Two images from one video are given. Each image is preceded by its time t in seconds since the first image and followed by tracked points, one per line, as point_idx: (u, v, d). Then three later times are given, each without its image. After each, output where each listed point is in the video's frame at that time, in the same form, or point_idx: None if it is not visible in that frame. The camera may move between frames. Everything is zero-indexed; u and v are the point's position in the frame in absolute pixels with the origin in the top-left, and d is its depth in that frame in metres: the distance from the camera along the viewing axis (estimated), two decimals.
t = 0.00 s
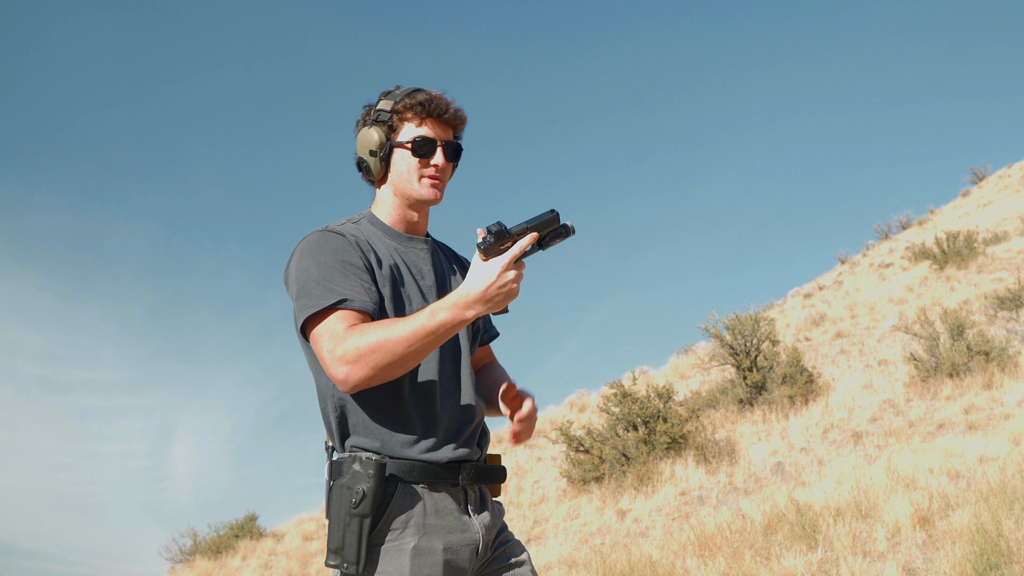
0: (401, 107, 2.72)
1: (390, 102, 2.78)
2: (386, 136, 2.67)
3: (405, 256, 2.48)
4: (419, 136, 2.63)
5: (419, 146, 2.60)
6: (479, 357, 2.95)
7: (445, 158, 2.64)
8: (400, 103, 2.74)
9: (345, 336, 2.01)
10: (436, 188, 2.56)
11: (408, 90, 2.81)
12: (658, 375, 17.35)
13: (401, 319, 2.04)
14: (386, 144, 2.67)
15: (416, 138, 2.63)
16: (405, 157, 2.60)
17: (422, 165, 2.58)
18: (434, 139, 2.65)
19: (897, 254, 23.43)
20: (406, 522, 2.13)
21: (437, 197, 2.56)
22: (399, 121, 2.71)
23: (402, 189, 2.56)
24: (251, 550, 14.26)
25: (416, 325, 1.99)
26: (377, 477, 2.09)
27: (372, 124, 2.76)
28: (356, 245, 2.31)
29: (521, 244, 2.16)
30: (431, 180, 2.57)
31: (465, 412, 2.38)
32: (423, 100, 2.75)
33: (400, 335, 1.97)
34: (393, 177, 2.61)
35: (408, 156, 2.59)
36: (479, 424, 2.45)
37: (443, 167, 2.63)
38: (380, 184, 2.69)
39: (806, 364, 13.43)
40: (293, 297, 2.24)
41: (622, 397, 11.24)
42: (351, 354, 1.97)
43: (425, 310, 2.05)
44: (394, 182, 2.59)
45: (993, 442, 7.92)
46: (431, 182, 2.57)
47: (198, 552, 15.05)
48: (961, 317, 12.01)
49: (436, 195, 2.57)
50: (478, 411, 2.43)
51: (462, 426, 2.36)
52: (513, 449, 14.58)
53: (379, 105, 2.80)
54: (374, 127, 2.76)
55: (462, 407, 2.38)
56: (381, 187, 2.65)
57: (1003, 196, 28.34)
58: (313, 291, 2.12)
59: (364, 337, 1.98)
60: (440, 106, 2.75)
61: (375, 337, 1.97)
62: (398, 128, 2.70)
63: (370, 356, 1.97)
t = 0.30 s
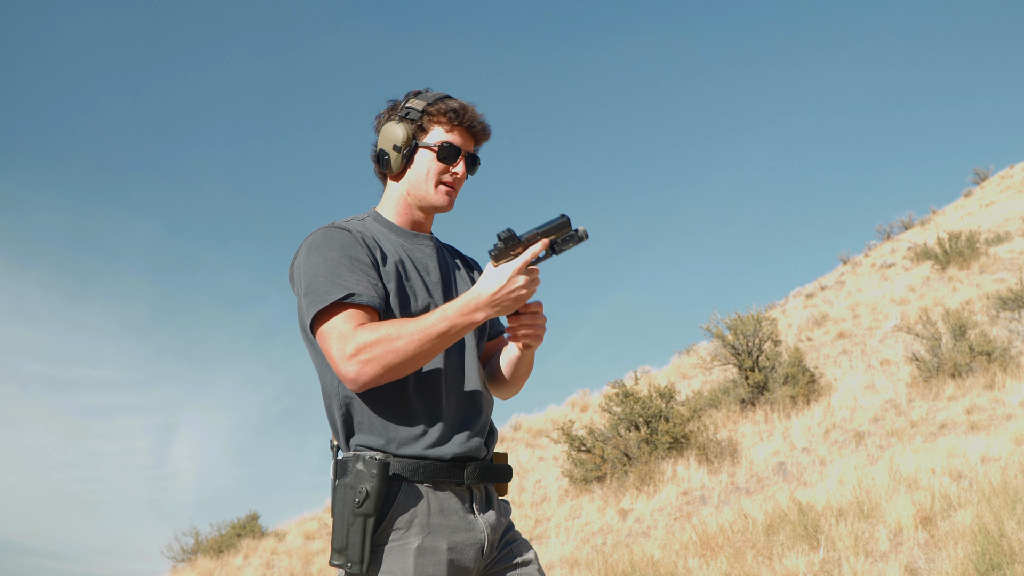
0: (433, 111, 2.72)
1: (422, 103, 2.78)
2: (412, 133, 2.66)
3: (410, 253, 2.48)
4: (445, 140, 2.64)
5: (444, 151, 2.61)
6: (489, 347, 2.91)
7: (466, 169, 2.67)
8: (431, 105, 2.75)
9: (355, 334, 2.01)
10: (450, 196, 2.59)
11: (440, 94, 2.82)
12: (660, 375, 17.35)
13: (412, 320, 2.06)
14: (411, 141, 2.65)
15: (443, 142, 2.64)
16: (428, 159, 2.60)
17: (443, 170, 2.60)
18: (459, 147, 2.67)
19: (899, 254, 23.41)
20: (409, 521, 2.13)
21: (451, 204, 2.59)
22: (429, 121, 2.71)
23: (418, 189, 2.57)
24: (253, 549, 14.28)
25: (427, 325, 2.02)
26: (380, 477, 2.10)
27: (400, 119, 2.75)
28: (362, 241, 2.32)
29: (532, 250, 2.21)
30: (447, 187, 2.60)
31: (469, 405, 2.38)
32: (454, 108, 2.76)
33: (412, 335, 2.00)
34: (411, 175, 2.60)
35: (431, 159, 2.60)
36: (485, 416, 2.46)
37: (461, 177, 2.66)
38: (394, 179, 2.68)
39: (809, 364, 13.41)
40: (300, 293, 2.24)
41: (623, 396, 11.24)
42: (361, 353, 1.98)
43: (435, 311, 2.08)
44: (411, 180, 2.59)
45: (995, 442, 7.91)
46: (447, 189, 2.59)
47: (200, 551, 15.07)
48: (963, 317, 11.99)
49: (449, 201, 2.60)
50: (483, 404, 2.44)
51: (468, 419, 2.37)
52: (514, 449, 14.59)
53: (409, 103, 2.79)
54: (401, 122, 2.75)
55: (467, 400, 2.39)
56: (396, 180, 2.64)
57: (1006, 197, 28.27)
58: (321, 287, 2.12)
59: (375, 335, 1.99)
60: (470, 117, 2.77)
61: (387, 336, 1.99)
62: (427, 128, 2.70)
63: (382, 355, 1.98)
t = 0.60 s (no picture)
0: (466, 128, 2.63)
1: (457, 113, 2.67)
2: (437, 141, 2.59)
3: (418, 248, 2.48)
4: (466, 160, 2.61)
5: (462, 173, 2.60)
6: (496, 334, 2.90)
7: (474, 192, 2.68)
8: (463, 120, 2.65)
9: (379, 344, 2.01)
10: (453, 215, 2.63)
11: (474, 107, 2.72)
12: (663, 372, 17.34)
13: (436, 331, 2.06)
14: (435, 150, 2.57)
15: (464, 163, 2.60)
16: (445, 175, 2.58)
17: (454, 189, 2.61)
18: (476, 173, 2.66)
19: (903, 251, 23.35)
20: (417, 518, 2.13)
21: (452, 220, 2.63)
22: (458, 137, 2.62)
23: (427, 199, 2.58)
24: (257, 546, 14.33)
25: (450, 339, 2.03)
26: (388, 474, 2.10)
27: (429, 123, 2.64)
28: (371, 240, 2.31)
29: (558, 270, 2.19)
30: (453, 207, 2.63)
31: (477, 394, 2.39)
32: (486, 130, 2.69)
33: (436, 349, 2.00)
34: (423, 184, 2.58)
35: (447, 178, 2.59)
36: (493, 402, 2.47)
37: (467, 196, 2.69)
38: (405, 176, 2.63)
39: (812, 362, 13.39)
40: (312, 294, 2.24)
41: (627, 394, 11.24)
42: (385, 364, 1.98)
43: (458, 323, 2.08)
44: (422, 189, 2.58)
45: (999, 440, 7.89)
46: (452, 208, 2.63)
47: (204, 547, 15.12)
48: (968, 315, 11.96)
49: (450, 214, 2.63)
50: (491, 393, 2.45)
51: (477, 408, 2.37)
52: (517, 446, 14.60)
53: (441, 109, 2.68)
54: (429, 125, 2.64)
55: (476, 390, 2.40)
56: (407, 179, 2.59)
57: (1010, 194, 28.19)
58: (335, 293, 2.11)
59: (400, 349, 1.99)
60: (496, 144, 2.72)
61: (412, 350, 1.99)
62: (454, 143, 2.62)
63: (405, 368, 1.99)
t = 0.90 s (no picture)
0: (480, 148, 2.62)
1: (472, 127, 2.63)
2: (451, 159, 2.57)
3: (416, 247, 2.48)
4: (476, 180, 2.64)
5: (469, 192, 2.63)
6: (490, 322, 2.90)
7: (478, 207, 2.72)
8: (478, 138, 2.63)
9: (383, 338, 2.02)
10: (453, 227, 2.68)
11: (489, 121, 2.69)
12: (663, 373, 17.36)
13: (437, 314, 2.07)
14: (447, 168, 2.56)
15: (472, 182, 2.63)
16: (453, 192, 2.61)
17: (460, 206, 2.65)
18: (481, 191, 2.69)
19: (903, 252, 23.37)
20: (417, 517, 2.14)
21: (453, 229, 2.67)
22: (470, 155, 2.61)
23: (432, 213, 2.60)
24: (256, 546, 14.33)
25: (451, 318, 2.02)
26: (388, 471, 2.11)
27: (444, 136, 2.59)
28: (369, 241, 2.31)
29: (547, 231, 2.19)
30: (455, 221, 2.67)
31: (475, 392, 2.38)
32: (499, 149, 2.69)
33: (437, 331, 2.00)
34: (431, 198, 2.59)
35: (455, 197, 2.61)
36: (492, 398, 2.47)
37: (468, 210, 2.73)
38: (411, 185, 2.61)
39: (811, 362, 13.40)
40: (314, 297, 2.25)
41: (626, 394, 11.26)
42: (391, 356, 1.99)
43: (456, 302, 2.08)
44: (428, 202, 2.59)
45: (999, 440, 7.90)
46: (454, 222, 2.67)
47: (204, 547, 15.12)
48: (967, 315, 11.96)
49: (451, 223, 2.66)
50: (489, 389, 2.46)
51: (476, 404, 2.37)
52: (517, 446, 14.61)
53: (458, 121, 2.63)
54: (443, 138, 2.60)
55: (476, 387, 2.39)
56: (416, 192, 2.58)
57: (1009, 195, 28.20)
58: (337, 296, 2.12)
59: (404, 337, 2.00)
60: (505, 162, 2.73)
61: (414, 337, 2.00)
62: (466, 161, 2.61)
63: (411, 356, 1.99)
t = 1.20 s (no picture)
0: (482, 149, 2.58)
1: (474, 127, 2.59)
2: (452, 159, 2.53)
3: (414, 244, 2.45)
4: (475, 182, 2.60)
5: (468, 192, 2.60)
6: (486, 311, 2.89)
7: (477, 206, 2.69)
8: (480, 139, 2.59)
9: (381, 339, 1.99)
10: (451, 226, 2.65)
11: (491, 121, 2.64)
12: (660, 368, 17.37)
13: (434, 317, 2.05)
14: (448, 168, 2.52)
15: (472, 183, 2.60)
16: (452, 193, 2.57)
17: (460, 206, 2.62)
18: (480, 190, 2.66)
19: (899, 248, 23.39)
20: (414, 512, 2.11)
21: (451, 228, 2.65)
22: (472, 156, 2.57)
23: (430, 211, 2.57)
24: (252, 542, 14.31)
25: (449, 322, 2.01)
26: (385, 467, 2.08)
27: (446, 136, 2.54)
28: (368, 240, 2.28)
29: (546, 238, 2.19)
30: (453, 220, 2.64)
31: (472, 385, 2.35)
32: (500, 150, 2.65)
33: (436, 334, 1.98)
34: (430, 197, 2.56)
35: (454, 197, 2.58)
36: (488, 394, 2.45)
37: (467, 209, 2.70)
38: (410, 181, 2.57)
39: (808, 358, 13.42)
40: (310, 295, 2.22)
41: (623, 390, 11.27)
42: (388, 359, 1.96)
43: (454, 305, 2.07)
44: (427, 201, 2.56)
45: (995, 436, 7.91)
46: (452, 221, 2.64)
47: (200, 543, 15.10)
48: (963, 311, 11.98)
49: (450, 222, 2.63)
50: (485, 385, 2.43)
51: (472, 402, 2.35)
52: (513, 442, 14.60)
53: (460, 120, 2.58)
54: (446, 139, 2.54)
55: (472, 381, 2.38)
56: (415, 190, 2.55)
57: (1006, 191, 28.24)
58: (335, 297, 2.08)
59: (401, 338, 1.98)
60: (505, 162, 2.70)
61: (411, 339, 1.97)
62: (468, 162, 2.57)
63: (409, 359, 1.96)
